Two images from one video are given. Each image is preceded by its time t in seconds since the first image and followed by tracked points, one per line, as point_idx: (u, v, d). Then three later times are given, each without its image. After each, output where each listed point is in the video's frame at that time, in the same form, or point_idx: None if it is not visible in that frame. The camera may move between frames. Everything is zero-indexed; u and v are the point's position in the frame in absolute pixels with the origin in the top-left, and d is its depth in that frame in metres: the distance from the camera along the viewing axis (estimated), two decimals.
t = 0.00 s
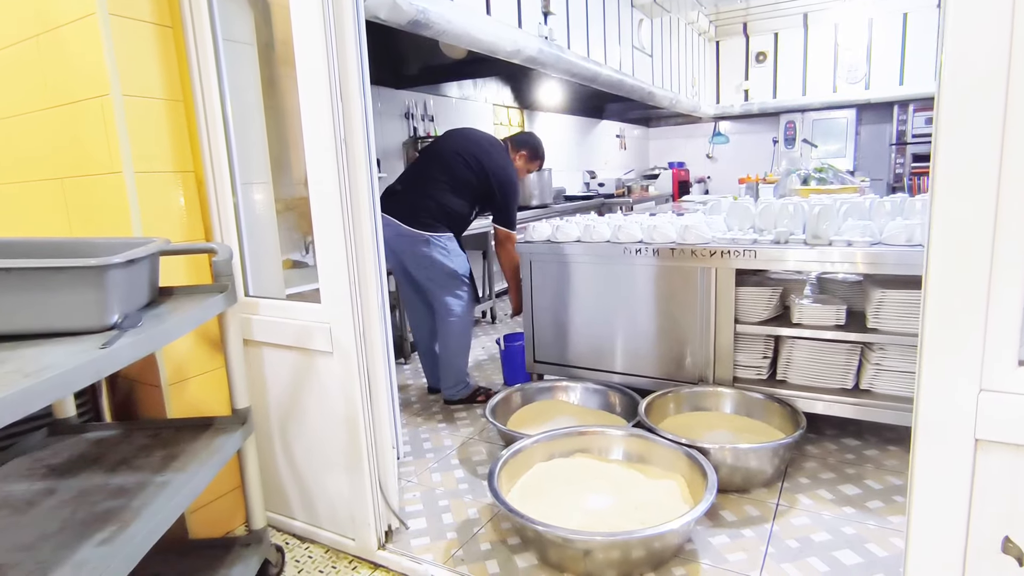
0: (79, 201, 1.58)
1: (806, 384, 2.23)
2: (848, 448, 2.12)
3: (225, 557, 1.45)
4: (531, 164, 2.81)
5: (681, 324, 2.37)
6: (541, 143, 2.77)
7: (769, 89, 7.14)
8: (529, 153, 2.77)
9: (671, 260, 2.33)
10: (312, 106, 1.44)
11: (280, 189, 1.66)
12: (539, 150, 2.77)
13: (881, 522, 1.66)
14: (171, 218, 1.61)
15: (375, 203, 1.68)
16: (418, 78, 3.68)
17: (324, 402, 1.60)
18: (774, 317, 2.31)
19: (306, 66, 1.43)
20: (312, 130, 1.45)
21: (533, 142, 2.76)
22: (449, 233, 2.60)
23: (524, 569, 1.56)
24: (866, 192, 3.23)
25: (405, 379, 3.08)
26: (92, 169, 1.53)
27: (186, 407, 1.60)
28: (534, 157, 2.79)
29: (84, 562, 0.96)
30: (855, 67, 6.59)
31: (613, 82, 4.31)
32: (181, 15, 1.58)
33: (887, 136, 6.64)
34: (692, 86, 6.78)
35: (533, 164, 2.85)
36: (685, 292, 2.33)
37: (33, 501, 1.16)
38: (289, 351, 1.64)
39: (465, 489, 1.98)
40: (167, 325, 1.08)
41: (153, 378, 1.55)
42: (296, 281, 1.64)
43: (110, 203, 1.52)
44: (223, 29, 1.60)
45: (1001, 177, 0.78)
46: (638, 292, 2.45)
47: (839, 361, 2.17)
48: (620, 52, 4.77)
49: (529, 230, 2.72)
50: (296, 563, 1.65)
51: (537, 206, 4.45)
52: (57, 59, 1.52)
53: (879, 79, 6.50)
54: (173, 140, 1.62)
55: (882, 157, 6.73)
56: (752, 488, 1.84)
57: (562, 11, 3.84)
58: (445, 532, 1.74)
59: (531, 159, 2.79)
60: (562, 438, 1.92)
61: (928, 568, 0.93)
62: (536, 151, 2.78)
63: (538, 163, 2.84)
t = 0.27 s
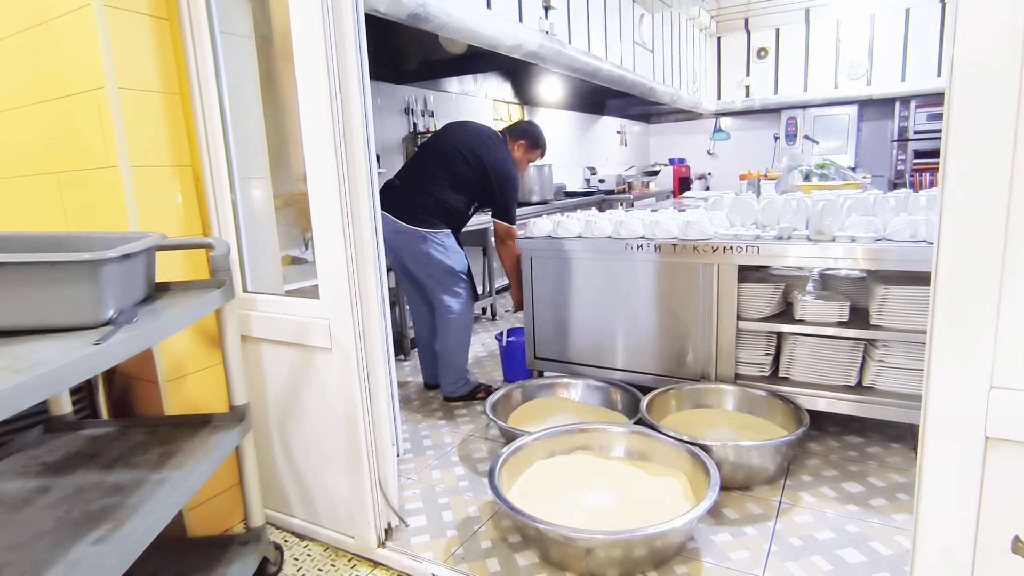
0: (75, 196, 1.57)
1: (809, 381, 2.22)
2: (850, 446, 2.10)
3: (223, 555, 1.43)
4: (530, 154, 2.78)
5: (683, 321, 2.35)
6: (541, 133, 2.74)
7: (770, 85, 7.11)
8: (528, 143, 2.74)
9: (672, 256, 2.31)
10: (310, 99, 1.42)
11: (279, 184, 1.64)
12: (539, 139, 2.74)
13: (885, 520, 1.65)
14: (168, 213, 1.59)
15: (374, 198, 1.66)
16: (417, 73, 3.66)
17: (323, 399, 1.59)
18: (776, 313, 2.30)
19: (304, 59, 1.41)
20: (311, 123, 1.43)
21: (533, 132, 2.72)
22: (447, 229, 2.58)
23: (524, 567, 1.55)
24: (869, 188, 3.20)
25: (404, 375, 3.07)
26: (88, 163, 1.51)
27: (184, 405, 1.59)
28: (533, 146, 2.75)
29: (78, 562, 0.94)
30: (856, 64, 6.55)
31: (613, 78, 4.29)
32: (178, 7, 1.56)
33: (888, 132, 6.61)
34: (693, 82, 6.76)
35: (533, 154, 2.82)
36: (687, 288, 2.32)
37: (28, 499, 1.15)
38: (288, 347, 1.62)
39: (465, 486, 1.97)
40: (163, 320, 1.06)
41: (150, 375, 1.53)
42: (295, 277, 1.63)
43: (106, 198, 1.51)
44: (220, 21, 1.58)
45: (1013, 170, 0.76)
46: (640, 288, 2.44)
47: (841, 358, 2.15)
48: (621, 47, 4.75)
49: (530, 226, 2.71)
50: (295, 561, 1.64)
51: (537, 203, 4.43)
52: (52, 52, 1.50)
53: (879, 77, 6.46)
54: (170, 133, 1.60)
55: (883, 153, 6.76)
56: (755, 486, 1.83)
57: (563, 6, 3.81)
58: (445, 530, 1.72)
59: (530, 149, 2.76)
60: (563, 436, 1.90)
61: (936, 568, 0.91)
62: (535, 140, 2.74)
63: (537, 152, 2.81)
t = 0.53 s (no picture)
0: (71, 192, 1.55)
1: (812, 379, 2.20)
2: (854, 444, 2.09)
3: (223, 555, 1.42)
4: (520, 131, 2.71)
5: (685, 318, 2.34)
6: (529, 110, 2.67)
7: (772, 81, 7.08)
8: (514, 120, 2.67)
9: (675, 253, 2.30)
10: (309, 94, 1.40)
11: (278, 182, 1.63)
12: (527, 116, 2.67)
13: (890, 519, 1.64)
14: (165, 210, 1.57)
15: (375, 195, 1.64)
16: (418, 69, 3.64)
17: (323, 397, 1.58)
18: (780, 311, 2.28)
19: (303, 53, 1.39)
20: (310, 118, 1.42)
21: (519, 108, 2.66)
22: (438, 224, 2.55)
23: (526, 567, 1.54)
24: (872, 184, 3.18)
25: (405, 373, 3.05)
26: (84, 159, 1.50)
27: (184, 403, 1.58)
28: (521, 123, 2.68)
29: (74, 564, 0.93)
30: (858, 60, 6.49)
31: (615, 74, 4.26)
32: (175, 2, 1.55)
33: (891, 129, 6.58)
34: (695, 78, 6.72)
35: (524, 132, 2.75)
36: (689, 285, 2.30)
37: (24, 499, 1.13)
38: (287, 345, 1.61)
39: (467, 485, 1.95)
40: (160, 318, 1.05)
41: (149, 373, 1.52)
42: (295, 274, 1.61)
43: (103, 194, 1.49)
44: (218, 15, 1.56)
45: None
46: (642, 285, 2.42)
47: (845, 356, 2.14)
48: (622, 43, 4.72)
49: (531, 222, 2.69)
50: (295, 560, 1.63)
51: (538, 199, 4.41)
52: (48, 46, 1.49)
53: (883, 72, 6.43)
54: (168, 129, 1.58)
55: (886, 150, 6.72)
56: (758, 485, 1.82)
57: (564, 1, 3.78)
58: (446, 529, 1.71)
59: (520, 127, 2.69)
60: (565, 434, 1.89)
61: (945, 569, 0.90)
62: (523, 117, 2.67)
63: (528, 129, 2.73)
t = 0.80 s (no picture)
0: (72, 189, 1.54)
1: (817, 377, 2.19)
2: (859, 443, 2.08)
3: (225, 553, 1.42)
4: (501, 101, 2.56)
5: (689, 316, 2.32)
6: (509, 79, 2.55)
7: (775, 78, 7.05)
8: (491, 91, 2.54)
9: (678, 251, 2.28)
10: (311, 91, 1.39)
11: (280, 179, 1.62)
12: (506, 84, 2.52)
13: (896, 519, 1.62)
14: (166, 207, 1.57)
15: (377, 192, 1.63)
16: (420, 66, 3.63)
17: (326, 395, 1.57)
18: (784, 309, 2.27)
19: (305, 49, 1.38)
20: (312, 115, 1.41)
21: (497, 79, 2.54)
22: (422, 221, 2.51)
23: (529, 566, 1.53)
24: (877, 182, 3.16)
25: (407, 371, 3.05)
26: (85, 156, 1.49)
27: (185, 401, 1.57)
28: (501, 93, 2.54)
29: (74, 564, 0.92)
30: (862, 57, 6.46)
31: (617, 71, 4.25)
32: None
33: (894, 126, 6.55)
34: (697, 75, 6.70)
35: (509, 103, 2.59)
36: (693, 283, 2.29)
37: (25, 498, 1.13)
38: (289, 343, 1.60)
39: (469, 483, 1.95)
40: (161, 316, 1.04)
41: (150, 371, 1.51)
42: (297, 272, 1.60)
43: (103, 191, 1.48)
44: (220, 10, 1.54)
45: None
46: (645, 283, 2.41)
47: (850, 354, 2.12)
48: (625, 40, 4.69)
49: (533, 220, 2.68)
50: (297, 559, 1.62)
51: (540, 197, 4.39)
52: (47, 43, 1.48)
53: (887, 69, 6.39)
54: (169, 126, 1.57)
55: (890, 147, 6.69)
56: (762, 483, 1.81)
57: None
58: (449, 528, 1.70)
59: (501, 97, 2.54)
60: (568, 432, 1.88)
61: (954, 570, 0.89)
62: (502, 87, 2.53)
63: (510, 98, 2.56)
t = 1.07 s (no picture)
0: (75, 187, 1.54)
1: (821, 376, 2.19)
2: (863, 442, 2.07)
3: (229, 552, 1.42)
4: (490, 83, 2.44)
5: (692, 314, 2.32)
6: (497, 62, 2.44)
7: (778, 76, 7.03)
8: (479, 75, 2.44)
9: (682, 249, 2.28)
10: (315, 89, 1.38)
11: (282, 178, 1.61)
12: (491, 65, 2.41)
13: (900, 518, 1.62)
14: (169, 206, 1.56)
15: (380, 191, 1.62)
16: (422, 63, 3.62)
17: (329, 394, 1.57)
18: (788, 307, 2.26)
19: (308, 47, 1.37)
20: (316, 114, 1.40)
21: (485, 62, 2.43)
22: (410, 216, 2.48)
23: (533, 565, 1.53)
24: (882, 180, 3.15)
25: (410, 369, 3.05)
26: (88, 154, 1.49)
27: (188, 399, 1.57)
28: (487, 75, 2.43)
29: (78, 564, 0.92)
30: (866, 55, 6.44)
31: (620, 69, 4.24)
32: None
33: (898, 124, 6.52)
34: (700, 73, 6.68)
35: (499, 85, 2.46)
36: (696, 281, 2.28)
37: (29, 496, 1.13)
38: (292, 341, 1.60)
39: (472, 482, 1.94)
40: (165, 314, 1.04)
41: (153, 369, 1.51)
42: (300, 270, 1.60)
43: (107, 190, 1.48)
44: (222, 8, 1.54)
45: None
46: (648, 281, 2.40)
47: (854, 353, 2.12)
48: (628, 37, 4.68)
49: (536, 218, 2.67)
50: (301, 558, 1.62)
51: (543, 195, 4.38)
52: (51, 41, 1.48)
53: (891, 66, 6.36)
54: (172, 124, 1.57)
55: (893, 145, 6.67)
56: (766, 482, 1.80)
57: None
58: (452, 526, 1.70)
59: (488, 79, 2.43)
60: (571, 431, 1.88)
61: (960, 571, 0.89)
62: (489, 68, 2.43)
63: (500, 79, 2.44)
